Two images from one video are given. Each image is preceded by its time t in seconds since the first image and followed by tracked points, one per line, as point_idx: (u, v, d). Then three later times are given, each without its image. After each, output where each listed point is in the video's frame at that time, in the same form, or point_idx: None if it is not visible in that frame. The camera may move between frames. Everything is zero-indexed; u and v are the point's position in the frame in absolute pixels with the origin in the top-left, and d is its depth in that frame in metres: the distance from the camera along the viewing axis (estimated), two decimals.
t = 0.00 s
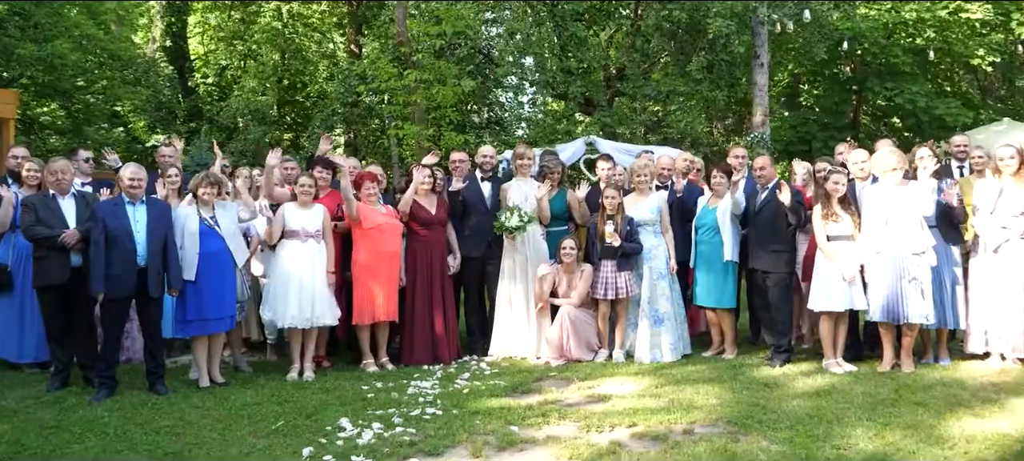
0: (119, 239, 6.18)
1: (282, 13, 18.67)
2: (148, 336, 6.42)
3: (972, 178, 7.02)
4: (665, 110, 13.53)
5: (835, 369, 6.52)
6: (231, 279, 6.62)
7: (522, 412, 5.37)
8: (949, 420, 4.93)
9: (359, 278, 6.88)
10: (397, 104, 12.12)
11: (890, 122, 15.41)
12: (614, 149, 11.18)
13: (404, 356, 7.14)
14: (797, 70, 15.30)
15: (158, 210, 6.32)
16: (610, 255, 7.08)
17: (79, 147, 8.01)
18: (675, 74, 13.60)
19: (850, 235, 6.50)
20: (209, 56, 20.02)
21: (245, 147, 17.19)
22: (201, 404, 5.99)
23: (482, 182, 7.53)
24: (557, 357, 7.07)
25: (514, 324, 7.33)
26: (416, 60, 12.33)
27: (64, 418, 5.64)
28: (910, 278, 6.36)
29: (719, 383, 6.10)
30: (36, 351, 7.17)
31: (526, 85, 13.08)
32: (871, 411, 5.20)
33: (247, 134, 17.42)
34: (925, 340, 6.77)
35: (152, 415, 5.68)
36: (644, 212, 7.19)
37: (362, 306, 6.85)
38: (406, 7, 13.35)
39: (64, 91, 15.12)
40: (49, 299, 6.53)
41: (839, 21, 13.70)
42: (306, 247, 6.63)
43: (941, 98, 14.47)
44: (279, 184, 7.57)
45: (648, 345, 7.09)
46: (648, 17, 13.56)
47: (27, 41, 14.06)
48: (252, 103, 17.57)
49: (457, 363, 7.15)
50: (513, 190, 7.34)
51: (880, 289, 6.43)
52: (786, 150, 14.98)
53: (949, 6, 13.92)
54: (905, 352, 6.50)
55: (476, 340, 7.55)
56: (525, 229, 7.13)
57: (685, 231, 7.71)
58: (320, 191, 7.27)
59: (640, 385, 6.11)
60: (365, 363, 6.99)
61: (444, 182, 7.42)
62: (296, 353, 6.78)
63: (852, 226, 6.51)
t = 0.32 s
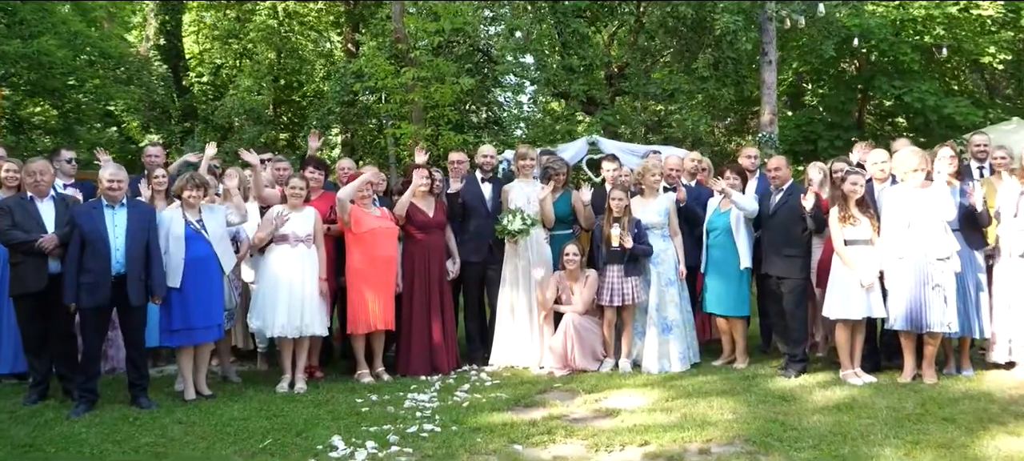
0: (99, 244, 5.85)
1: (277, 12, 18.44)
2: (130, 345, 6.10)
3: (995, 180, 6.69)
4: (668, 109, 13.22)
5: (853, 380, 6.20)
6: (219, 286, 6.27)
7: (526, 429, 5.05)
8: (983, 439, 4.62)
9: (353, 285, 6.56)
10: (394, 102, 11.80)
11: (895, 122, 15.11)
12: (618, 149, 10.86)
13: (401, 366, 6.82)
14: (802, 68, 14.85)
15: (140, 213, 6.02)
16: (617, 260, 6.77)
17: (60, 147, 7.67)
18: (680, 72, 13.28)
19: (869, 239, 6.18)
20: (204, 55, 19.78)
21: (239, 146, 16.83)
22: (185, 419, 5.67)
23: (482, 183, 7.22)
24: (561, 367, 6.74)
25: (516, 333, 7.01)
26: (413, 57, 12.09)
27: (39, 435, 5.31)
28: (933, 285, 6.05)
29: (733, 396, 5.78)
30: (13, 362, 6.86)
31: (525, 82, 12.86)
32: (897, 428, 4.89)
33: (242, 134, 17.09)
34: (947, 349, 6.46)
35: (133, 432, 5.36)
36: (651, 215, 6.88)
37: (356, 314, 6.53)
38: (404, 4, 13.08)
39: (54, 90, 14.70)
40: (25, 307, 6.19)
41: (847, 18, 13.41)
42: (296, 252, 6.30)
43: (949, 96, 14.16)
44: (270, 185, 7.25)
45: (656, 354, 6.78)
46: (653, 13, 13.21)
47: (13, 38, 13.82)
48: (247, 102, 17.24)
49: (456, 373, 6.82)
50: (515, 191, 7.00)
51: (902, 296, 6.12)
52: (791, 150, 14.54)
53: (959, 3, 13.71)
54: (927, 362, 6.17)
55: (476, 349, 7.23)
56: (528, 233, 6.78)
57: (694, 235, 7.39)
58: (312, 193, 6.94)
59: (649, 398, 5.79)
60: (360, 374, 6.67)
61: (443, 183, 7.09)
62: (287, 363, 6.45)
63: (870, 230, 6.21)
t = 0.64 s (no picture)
0: (72, 246, 5.52)
1: (271, 10, 18.39)
2: (105, 354, 5.75)
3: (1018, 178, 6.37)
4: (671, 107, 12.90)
5: (872, 389, 5.87)
6: (200, 290, 5.92)
7: (527, 445, 4.71)
8: (1019, 457, 4.30)
9: (343, 289, 6.21)
10: (389, 98, 11.47)
11: (898, 120, 14.82)
12: (621, 147, 10.51)
13: (394, 375, 6.47)
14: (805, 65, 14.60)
15: (115, 213, 5.68)
16: (621, 262, 6.44)
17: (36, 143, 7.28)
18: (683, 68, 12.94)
19: (887, 241, 5.88)
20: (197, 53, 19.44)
21: (232, 146, 16.48)
22: (163, 433, 5.32)
23: (479, 182, 6.85)
24: (562, 375, 6.40)
25: (515, 339, 6.67)
26: (409, 52, 11.81)
27: (4, 451, 4.96)
28: (956, 289, 5.72)
29: (745, 408, 5.45)
30: None
31: (525, 79, 12.72)
32: (925, 444, 4.56)
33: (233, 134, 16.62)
34: (970, 356, 6.13)
35: (106, 448, 5.01)
36: (657, 215, 6.53)
37: (346, 319, 6.18)
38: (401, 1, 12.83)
39: (41, 87, 14.13)
40: None
41: (854, 13, 13.15)
42: (281, 254, 5.97)
43: (958, 94, 13.81)
44: (256, 183, 6.88)
45: (662, 361, 6.44)
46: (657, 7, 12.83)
47: None
48: (241, 100, 16.88)
49: (452, 382, 6.48)
50: (514, 190, 6.70)
51: (923, 301, 5.80)
52: (795, 149, 14.19)
53: None
54: (950, 370, 5.84)
55: (474, 356, 6.88)
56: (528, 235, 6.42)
57: (701, 236, 7.06)
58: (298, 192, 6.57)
59: (657, 410, 5.46)
60: (351, 383, 6.33)
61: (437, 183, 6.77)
62: (273, 371, 6.11)
63: (888, 231, 5.90)
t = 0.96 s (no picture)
0: (42, 249, 5.15)
1: (265, 8, 17.97)
2: (77, 367, 5.39)
3: None
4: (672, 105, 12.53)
5: (893, 403, 5.54)
6: (178, 298, 5.59)
7: None
8: None
9: (331, 296, 5.86)
10: (383, 96, 11.12)
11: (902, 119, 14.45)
12: (623, 146, 10.14)
13: (386, 387, 6.12)
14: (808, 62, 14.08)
15: (89, 216, 5.34)
16: (626, 267, 6.09)
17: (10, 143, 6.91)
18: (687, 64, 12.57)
19: (908, 245, 5.54)
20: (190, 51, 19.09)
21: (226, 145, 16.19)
22: (138, 452, 4.97)
23: (477, 182, 6.50)
24: (564, 387, 6.06)
25: (515, 348, 6.32)
26: (404, 48, 11.48)
27: None
28: (984, 297, 5.38)
29: (761, 424, 5.12)
30: None
31: (522, 77, 12.44)
32: None
33: (228, 131, 16.43)
34: (996, 367, 5.79)
35: None
36: (663, 218, 6.18)
37: (335, 329, 5.84)
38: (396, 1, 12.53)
39: (27, 85, 13.74)
40: None
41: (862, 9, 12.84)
42: (265, 259, 5.64)
43: (967, 92, 13.48)
44: (240, 184, 6.49)
45: (670, 372, 6.10)
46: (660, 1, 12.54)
47: None
48: (234, 99, 16.52)
49: (448, 394, 6.13)
50: (513, 191, 6.36)
51: (948, 310, 5.46)
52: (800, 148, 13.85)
53: None
54: (976, 383, 5.51)
55: (471, 367, 6.51)
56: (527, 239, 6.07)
57: (710, 239, 6.72)
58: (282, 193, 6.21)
59: (666, 427, 5.12)
60: (341, 395, 5.97)
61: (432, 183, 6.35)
62: (258, 384, 5.76)
63: (910, 234, 5.56)
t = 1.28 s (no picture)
0: (10, 250, 4.81)
1: (260, 4, 17.29)
2: (47, 377, 5.04)
3: None
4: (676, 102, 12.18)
5: (918, 414, 5.24)
6: (156, 303, 5.23)
7: None
8: None
9: (321, 301, 5.52)
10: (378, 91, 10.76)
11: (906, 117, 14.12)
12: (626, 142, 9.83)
13: (379, 396, 5.78)
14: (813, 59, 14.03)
15: (62, 215, 4.99)
16: (634, 270, 5.76)
17: None
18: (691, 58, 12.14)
19: (935, 246, 5.21)
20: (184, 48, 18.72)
21: (220, 143, 15.87)
22: None
23: (476, 180, 6.16)
24: (568, 397, 5.74)
25: (516, 355, 5.98)
26: (399, 41, 11.12)
27: None
28: (1015, 303, 5.05)
29: (780, 438, 4.78)
30: None
31: (521, 76, 12.48)
32: None
33: (222, 129, 16.13)
34: None
35: None
36: (673, 217, 5.84)
37: (325, 335, 5.49)
38: None
39: (13, 81, 13.34)
40: None
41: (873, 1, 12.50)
42: (250, 261, 5.29)
43: (978, 88, 13.18)
44: (225, 183, 6.10)
45: (680, 381, 5.78)
46: None
47: None
48: (229, 97, 16.11)
49: (444, 405, 5.79)
50: (514, 189, 6.02)
51: (977, 316, 5.13)
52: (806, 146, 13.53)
53: None
54: (1006, 393, 5.19)
55: (469, 375, 6.16)
56: (529, 240, 5.73)
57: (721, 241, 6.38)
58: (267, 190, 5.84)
59: (680, 441, 4.79)
60: (332, 405, 5.63)
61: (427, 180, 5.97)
62: (244, 394, 5.42)
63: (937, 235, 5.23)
